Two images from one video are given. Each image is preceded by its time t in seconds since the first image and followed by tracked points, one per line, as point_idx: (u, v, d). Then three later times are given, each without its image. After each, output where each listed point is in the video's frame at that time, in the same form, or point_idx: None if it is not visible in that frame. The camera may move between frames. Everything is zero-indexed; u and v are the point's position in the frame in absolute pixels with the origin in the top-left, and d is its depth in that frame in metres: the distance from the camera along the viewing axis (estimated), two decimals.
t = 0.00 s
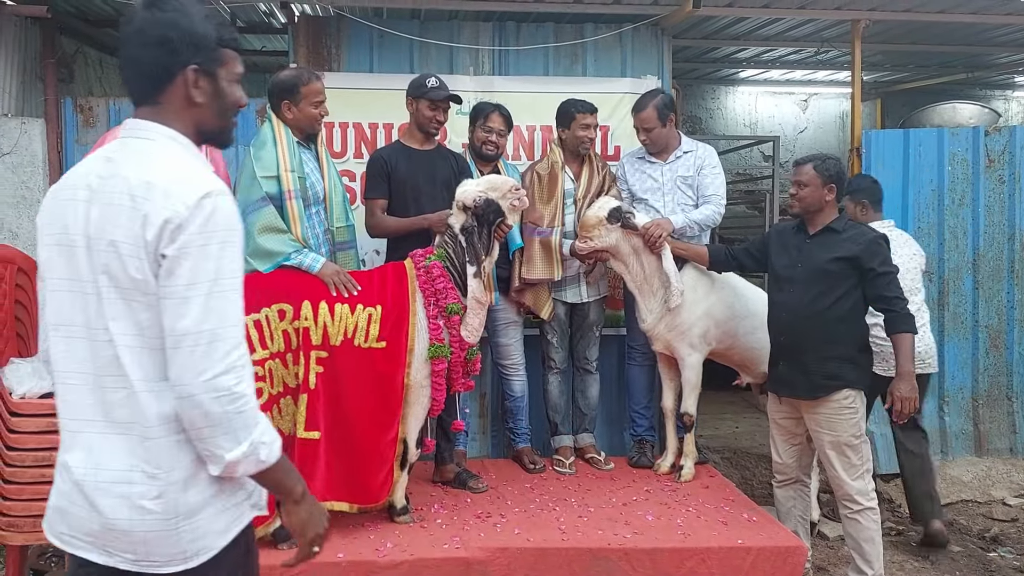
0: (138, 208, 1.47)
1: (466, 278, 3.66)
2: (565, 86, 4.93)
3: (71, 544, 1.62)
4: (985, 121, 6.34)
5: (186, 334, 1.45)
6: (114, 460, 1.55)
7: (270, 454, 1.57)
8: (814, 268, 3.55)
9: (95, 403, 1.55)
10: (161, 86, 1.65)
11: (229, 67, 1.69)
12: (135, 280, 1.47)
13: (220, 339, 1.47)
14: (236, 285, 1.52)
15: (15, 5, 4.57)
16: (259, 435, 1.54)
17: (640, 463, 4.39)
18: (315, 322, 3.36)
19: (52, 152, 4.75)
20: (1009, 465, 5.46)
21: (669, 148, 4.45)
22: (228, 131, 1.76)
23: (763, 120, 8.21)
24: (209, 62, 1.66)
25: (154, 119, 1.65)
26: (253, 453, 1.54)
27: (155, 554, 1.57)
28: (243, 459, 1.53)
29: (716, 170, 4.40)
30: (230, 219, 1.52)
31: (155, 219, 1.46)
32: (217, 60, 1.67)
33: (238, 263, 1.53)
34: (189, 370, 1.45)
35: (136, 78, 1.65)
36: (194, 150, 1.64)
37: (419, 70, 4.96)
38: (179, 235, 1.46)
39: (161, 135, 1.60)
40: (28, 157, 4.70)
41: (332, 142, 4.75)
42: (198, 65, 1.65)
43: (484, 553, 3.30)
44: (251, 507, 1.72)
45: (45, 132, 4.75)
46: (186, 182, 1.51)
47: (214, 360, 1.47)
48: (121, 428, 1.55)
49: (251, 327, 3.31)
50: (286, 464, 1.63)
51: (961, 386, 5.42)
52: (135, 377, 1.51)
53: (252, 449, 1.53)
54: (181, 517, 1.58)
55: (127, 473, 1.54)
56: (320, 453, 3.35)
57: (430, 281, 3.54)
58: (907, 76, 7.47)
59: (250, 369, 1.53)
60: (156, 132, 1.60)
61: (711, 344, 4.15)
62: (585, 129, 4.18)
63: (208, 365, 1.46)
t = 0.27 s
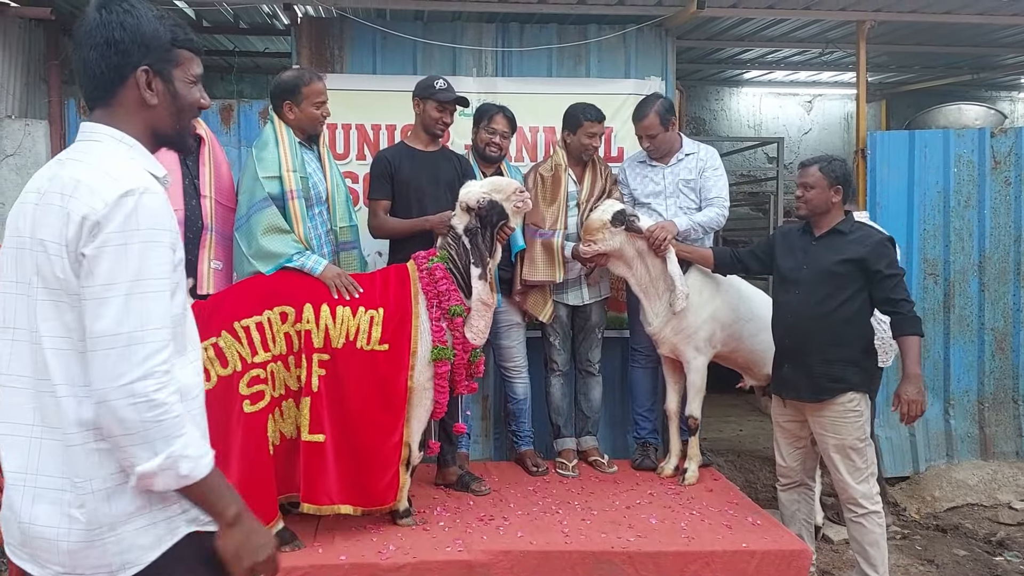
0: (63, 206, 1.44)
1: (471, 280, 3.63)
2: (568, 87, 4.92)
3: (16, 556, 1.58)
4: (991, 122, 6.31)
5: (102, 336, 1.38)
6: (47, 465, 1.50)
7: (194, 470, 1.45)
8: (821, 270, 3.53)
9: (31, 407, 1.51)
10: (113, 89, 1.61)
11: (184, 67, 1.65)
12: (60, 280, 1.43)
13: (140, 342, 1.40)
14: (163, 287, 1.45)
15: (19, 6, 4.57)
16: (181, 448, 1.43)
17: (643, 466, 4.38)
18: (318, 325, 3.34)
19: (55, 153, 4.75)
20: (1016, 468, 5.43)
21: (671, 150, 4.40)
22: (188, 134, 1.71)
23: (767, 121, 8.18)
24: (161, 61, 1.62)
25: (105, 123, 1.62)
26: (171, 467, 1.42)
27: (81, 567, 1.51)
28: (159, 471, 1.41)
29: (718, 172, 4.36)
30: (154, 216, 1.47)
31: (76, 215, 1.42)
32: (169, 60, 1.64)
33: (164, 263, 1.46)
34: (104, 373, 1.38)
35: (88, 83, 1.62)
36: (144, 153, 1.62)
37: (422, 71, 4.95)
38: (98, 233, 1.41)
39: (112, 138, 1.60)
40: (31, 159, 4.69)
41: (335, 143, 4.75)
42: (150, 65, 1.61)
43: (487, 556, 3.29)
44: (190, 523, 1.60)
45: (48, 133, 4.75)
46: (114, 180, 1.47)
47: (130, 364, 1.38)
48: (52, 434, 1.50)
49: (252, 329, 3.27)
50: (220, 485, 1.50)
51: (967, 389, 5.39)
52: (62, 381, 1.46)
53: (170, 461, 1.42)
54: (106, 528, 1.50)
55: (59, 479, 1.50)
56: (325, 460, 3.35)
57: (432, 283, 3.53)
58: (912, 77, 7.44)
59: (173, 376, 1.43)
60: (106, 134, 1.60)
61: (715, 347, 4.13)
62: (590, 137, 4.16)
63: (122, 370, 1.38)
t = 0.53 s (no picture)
0: (53, 203, 1.44)
1: (475, 282, 3.63)
2: (571, 88, 4.91)
3: None
4: (996, 123, 6.30)
5: (75, 330, 1.37)
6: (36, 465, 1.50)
7: (130, 492, 1.40)
8: (826, 272, 3.52)
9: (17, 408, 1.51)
10: (101, 89, 1.59)
11: (172, 67, 1.63)
12: (48, 278, 1.44)
13: (112, 339, 1.38)
14: (146, 285, 1.44)
15: (23, 9, 4.58)
16: (124, 464, 1.39)
17: (647, 467, 4.37)
18: (320, 326, 3.33)
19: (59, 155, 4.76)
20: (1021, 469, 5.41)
21: (674, 152, 4.40)
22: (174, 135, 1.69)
23: (771, 122, 8.17)
24: (149, 62, 1.60)
25: (92, 122, 1.60)
26: (107, 479, 1.38)
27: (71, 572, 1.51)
28: (94, 480, 1.37)
29: (722, 175, 4.39)
30: (145, 214, 1.46)
31: (65, 212, 1.43)
32: (158, 60, 1.62)
33: (150, 261, 1.45)
34: (72, 369, 1.36)
35: (75, 82, 1.59)
36: (132, 153, 1.60)
37: (425, 72, 4.94)
38: (87, 229, 1.41)
39: (97, 137, 1.58)
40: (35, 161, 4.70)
41: (338, 145, 4.74)
42: (139, 65, 1.59)
43: (491, 558, 3.28)
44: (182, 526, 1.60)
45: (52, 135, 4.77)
46: (103, 177, 1.47)
47: (100, 361, 1.37)
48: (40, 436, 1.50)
49: (255, 331, 3.27)
50: (148, 524, 1.44)
51: (972, 390, 5.37)
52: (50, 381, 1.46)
53: (107, 472, 1.38)
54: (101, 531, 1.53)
55: (45, 481, 1.50)
56: (329, 462, 3.33)
57: (436, 285, 3.52)
58: (916, 78, 7.43)
59: (140, 377, 1.41)
60: (92, 134, 1.57)
61: (719, 348, 4.12)
62: (589, 151, 4.14)
63: (91, 366, 1.36)
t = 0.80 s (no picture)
0: (61, 205, 1.43)
1: (477, 282, 3.64)
2: (574, 90, 4.92)
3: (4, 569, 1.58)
4: (997, 124, 6.31)
5: (98, 338, 1.37)
6: (36, 475, 1.50)
7: (178, 490, 1.42)
8: (829, 272, 3.53)
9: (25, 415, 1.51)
10: (108, 85, 1.55)
11: (177, 64, 1.61)
12: (56, 282, 1.42)
13: (136, 346, 1.39)
14: (159, 289, 1.45)
15: (27, 10, 4.59)
16: (167, 465, 1.41)
17: (649, 468, 4.37)
18: (322, 328, 3.34)
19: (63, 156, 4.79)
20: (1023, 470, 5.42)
21: (674, 152, 4.40)
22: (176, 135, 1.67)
23: (773, 123, 8.18)
24: (157, 58, 1.57)
25: (96, 120, 1.57)
26: (154, 483, 1.39)
27: None
28: (141, 487, 1.39)
29: (721, 175, 4.39)
30: (157, 216, 1.46)
31: (75, 215, 1.41)
32: (165, 56, 1.59)
33: (162, 264, 1.46)
34: (97, 378, 1.36)
35: (79, 76, 1.54)
36: (138, 152, 1.58)
37: (429, 74, 4.95)
38: (100, 233, 1.40)
39: (100, 136, 1.55)
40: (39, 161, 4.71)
41: (341, 146, 4.75)
42: (147, 62, 1.55)
43: (494, 559, 3.29)
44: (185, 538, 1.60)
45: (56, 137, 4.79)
46: (113, 179, 1.46)
47: (126, 368, 1.38)
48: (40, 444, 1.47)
49: (258, 333, 3.29)
50: (201, 517, 1.46)
51: (973, 391, 5.38)
52: (54, 389, 1.44)
53: (153, 477, 1.39)
54: (99, 542, 1.50)
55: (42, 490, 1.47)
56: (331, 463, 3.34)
57: (438, 286, 3.53)
58: (917, 79, 7.44)
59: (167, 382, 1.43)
60: (95, 133, 1.54)
61: (721, 349, 4.13)
62: (582, 161, 4.15)
63: (117, 375, 1.37)
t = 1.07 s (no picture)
0: (85, 210, 1.46)
1: (479, 283, 3.67)
2: (575, 93, 4.97)
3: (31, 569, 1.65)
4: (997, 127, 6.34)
5: (156, 346, 1.43)
6: (55, 481, 1.54)
7: (257, 474, 1.54)
8: (827, 273, 3.57)
9: (43, 418, 1.55)
10: (139, 79, 1.61)
11: (203, 60, 1.69)
12: (82, 289, 1.46)
13: (189, 351, 1.45)
14: (201, 294, 1.49)
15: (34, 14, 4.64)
16: (241, 455, 1.52)
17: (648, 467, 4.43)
18: (326, 327, 3.38)
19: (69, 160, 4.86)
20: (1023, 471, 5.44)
21: (671, 154, 4.43)
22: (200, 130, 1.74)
23: (775, 126, 8.21)
24: (187, 54, 1.64)
25: (125, 116, 1.63)
26: (236, 474, 1.51)
27: None
28: (225, 480, 1.51)
29: (718, 176, 4.43)
30: (184, 216, 1.49)
31: (102, 221, 1.45)
32: (194, 52, 1.66)
33: (199, 265, 1.50)
34: (158, 387, 1.44)
35: (111, 67, 1.59)
36: (164, 151, 1.62)
37: (431, 77, 4.99)
38: (129, 240, 1.44)
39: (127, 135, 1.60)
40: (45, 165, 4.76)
41: (344, 149, 4.80)
42: (179, 57, 1.62)
43: (496, 557, 3.33)
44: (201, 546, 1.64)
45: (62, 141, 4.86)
46: (139, 182, 1.48)
47: (183, 375, 1.45)
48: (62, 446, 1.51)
49: (262, 334, 3.34)
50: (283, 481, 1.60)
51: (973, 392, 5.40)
52: (79, 393, 1.49)
53: (234, 470, 1.51)
54: (115, 549, 1.55)
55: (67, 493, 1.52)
56: (334, 460, 3.40)
57: (440, 287, 3.56)
58: (919, 82, 7.47)
59: (224, 384, 1.50)
60: (119, 133, 1.59)
61: (721, 350, 4.17)
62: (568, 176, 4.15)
63: (175, 382, 1.44)
